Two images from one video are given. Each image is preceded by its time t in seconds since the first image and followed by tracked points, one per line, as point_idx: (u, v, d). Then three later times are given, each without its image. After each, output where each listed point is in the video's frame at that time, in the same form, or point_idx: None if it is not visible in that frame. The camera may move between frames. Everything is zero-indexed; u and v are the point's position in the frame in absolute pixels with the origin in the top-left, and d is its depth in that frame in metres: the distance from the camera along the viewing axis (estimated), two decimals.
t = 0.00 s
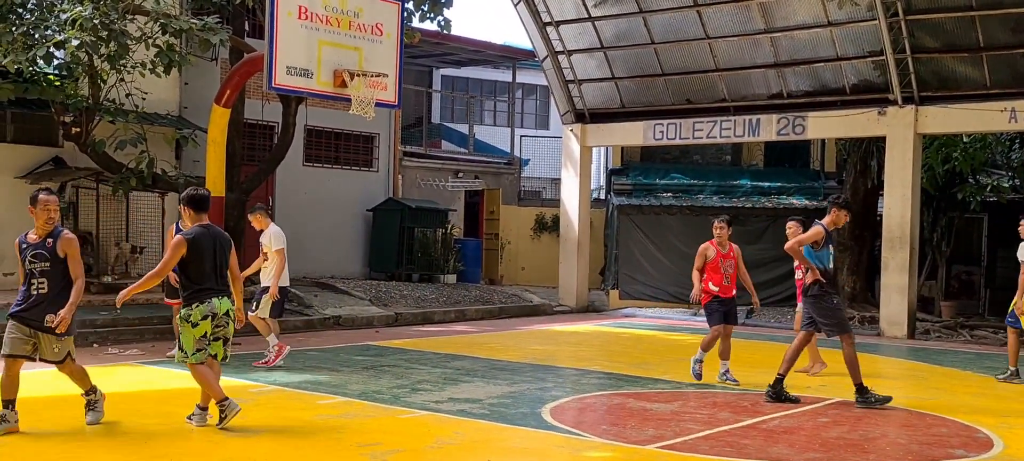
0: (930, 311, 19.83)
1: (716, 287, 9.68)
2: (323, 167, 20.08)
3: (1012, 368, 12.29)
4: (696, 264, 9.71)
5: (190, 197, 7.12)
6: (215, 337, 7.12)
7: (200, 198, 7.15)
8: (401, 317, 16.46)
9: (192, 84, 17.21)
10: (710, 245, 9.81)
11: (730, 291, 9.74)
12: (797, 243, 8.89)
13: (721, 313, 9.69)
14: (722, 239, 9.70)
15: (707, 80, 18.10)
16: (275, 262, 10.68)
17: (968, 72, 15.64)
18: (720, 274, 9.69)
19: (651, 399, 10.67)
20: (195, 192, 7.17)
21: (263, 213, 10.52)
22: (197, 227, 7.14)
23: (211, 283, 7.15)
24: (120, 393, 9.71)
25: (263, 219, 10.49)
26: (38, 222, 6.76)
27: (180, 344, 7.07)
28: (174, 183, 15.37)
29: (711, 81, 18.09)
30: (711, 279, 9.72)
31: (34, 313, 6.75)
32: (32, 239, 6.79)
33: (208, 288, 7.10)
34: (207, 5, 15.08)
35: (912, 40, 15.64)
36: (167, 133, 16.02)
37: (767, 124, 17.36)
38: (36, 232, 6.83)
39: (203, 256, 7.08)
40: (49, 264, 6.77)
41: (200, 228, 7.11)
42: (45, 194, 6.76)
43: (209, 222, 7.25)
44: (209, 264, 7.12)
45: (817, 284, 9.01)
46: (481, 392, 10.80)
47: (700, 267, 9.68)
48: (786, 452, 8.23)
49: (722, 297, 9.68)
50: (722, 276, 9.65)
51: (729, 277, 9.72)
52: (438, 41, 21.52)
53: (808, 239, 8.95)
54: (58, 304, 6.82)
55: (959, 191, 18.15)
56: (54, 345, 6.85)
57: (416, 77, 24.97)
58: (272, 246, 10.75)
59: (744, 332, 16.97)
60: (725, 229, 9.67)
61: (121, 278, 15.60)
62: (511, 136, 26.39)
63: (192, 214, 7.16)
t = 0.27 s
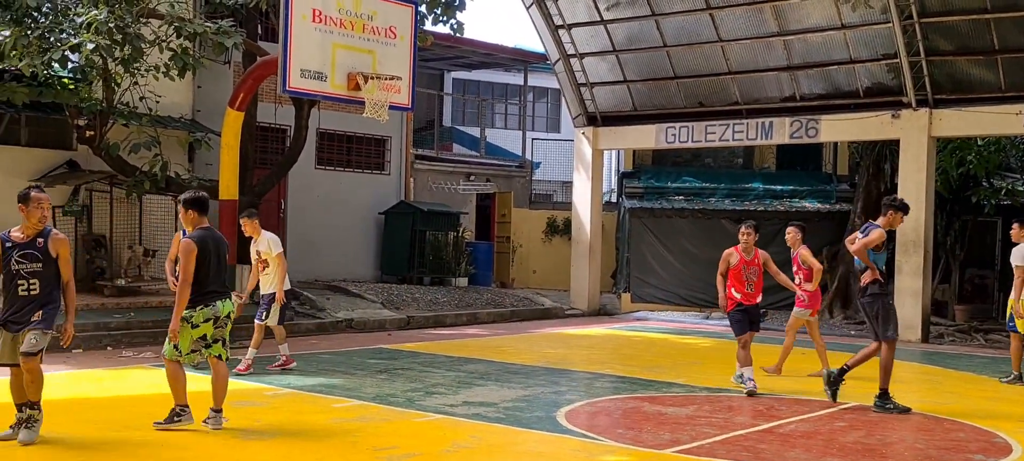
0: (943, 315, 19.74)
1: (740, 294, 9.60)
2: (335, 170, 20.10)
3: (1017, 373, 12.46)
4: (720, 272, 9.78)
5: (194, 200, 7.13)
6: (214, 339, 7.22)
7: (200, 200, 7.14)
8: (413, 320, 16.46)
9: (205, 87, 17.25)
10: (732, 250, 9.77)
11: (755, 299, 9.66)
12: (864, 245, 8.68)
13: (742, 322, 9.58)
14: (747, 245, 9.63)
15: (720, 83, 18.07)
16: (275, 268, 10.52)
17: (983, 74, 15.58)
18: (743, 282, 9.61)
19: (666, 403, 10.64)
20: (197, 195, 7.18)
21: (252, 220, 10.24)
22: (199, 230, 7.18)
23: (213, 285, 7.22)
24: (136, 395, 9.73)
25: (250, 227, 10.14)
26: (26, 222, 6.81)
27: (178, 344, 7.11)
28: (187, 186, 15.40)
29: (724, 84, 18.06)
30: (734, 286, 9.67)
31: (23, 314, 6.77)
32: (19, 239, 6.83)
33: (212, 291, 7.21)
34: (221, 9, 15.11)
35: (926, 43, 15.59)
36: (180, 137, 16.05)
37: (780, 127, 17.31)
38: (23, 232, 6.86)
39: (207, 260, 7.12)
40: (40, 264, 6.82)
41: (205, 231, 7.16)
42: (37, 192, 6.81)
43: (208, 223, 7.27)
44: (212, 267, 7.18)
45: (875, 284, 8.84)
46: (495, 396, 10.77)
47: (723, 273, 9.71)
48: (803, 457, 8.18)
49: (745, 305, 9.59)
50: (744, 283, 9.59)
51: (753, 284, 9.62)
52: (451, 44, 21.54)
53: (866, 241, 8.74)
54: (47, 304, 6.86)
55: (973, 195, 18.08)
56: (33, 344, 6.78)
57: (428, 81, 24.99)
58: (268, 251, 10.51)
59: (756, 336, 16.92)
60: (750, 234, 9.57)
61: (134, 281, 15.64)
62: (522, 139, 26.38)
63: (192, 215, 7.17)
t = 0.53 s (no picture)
0: (965, 316, 19.59)
1: (765, 294, 9.50)
2: (355, 170, 20.15)
3: None
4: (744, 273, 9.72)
5: (198, 201, 7.24)
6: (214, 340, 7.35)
7: (201, 200, 7.25)
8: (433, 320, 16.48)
9: (226, 88, 17.33)
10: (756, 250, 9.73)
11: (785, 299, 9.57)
12: (932, 246, 8.72)
13: (769, 321, 9.49)
14: (770, 244, 9.62)
15: (740, 83, 18.00)
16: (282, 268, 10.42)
17: (1007, 74, 15.45)
18: (768, 282, 9.52)
19: (687, 405, 10.60)
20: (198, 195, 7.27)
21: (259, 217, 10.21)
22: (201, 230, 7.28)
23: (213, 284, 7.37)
24: (159, 395, 9.78)
25: (218, 213, 9.76)
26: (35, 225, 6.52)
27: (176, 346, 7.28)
28: (208, 187, 15.48)
29: (744, 85, 17.99)
30: (758, 286, 9.55)
31: (28, 321, 6.48)
32: (26, 241, 6.53)
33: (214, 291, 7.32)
34: (242, 10, 15.16)
35: (949, 42, 15.47)
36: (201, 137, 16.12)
37: (801, 128, 17.24)
38: (30, 234, 6.56)
39: (208, 259, 7.26)
40: (48, 270, 6.54)
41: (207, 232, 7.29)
42: (51, 195, 6.53)
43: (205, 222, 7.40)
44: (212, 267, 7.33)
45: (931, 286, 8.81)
46: (516, 397, 10.76)
47: (748, 274, 9.65)
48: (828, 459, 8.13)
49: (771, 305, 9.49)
50: (769, 282, 9.51)
51: (779, 283, 9.53)
52: (470, 44, 21.55)
53: (927, 242, 8.76)
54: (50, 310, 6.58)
55: (996, 195, 17.94)
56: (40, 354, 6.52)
57: (446, 81, 25.01)
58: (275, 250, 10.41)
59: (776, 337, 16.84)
60: (773, 233, 9.56)
61: (156, 281, 15.73)
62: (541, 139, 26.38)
63: (191, 215, 7.26)
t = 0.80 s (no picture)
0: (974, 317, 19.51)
1: (772, 296, 9.50)
2: (363, 169, 20.15)
3: (1015, 369, 12.77)
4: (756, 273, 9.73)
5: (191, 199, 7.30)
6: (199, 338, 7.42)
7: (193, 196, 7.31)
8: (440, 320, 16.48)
9: (234, 86, 17.35)
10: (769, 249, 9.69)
11: (796, 303, 9.51)
12: (971, 248, 9.10)
13: (779, 324, 9.53)
14: (781, 245, 9.54)
15: (749, 83, 17.97)
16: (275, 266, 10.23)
17: (1017, 75, 15.37)
18: (777, 284, 9.49)
19: (696, 405, 10.57)
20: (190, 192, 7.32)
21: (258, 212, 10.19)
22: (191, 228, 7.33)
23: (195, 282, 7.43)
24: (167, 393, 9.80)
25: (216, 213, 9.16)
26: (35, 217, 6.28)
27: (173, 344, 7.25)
28: (216, 185, 15.50)
29: (752, 85, 17.96)
30: (768, 287, 9.54)
31: (30, 317, 6.26)
32: (22, 233, 6.28)
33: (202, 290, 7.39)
34: (251, 9, 15.16)
35: (959, 42, 15.40)
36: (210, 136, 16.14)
37: (809, 128, 17.19)
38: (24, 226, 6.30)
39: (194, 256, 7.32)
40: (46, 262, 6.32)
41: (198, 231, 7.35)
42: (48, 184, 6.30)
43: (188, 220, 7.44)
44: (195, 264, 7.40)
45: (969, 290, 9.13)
46: (524, 397, 10.75)
47: (758, 274, 9.65)
48: None
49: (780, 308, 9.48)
50: (778, 284, 9.49)
51: (789, 285, 9.48)
52: (478, 44, 21.54)
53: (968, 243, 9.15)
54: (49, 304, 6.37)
55: (1006, 196, 17.86)
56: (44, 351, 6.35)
57: (454, 80, 25.01)
58: (272, 248, 10.21)
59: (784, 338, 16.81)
60: (784, 234, 9.50)
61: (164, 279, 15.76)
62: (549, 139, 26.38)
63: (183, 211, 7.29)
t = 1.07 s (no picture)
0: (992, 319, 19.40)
1: (787, 296, 9.37)
2: (379, 169, 20.20)
3: None
4: (776, 275, 9.66)
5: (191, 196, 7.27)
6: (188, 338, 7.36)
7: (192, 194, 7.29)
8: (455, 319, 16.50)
9: (251, 86, 17.42)
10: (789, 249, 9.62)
11: (811, 305, 9.32)
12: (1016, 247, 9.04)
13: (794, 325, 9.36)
14: (798, 244, 9.43)
15: (765, 83, 17.92)
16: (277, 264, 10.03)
17: None
18: (791, 284, 9.38)
19: (711, 405, 10.55)
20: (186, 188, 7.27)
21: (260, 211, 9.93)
22: (186, 226, 7.29)
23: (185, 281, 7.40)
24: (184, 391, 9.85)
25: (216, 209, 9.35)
26: (38, 220, 6.05)
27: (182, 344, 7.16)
28: (233, 185, 15.58)
29: (769, 85, 17.91)
30: (784, 287, 9.43)
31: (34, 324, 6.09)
32: (25, 237, 6.03)
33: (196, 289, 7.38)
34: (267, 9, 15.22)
35: (978, 42, 15.29)
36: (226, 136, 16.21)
37: (826, 128, 17.09)
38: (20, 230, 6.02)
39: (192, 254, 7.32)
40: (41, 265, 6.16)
41: (193, 227, 7.35)
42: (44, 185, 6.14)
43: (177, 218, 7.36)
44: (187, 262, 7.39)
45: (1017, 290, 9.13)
46: (539, 396, 10.75)
47: (777, 275, 9.58)
48: None
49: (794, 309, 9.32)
50: (793, 284, 9.36)
51: (803, 286, 9.34)
52: (494, 44, 21.55)
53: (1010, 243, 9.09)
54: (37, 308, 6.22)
55: None
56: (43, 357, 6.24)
57: (470, 80, 25.05)
58: (273, 248, 10.07)
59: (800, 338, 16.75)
60: (801, 232, 9.37)
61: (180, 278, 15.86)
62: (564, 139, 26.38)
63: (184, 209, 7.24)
